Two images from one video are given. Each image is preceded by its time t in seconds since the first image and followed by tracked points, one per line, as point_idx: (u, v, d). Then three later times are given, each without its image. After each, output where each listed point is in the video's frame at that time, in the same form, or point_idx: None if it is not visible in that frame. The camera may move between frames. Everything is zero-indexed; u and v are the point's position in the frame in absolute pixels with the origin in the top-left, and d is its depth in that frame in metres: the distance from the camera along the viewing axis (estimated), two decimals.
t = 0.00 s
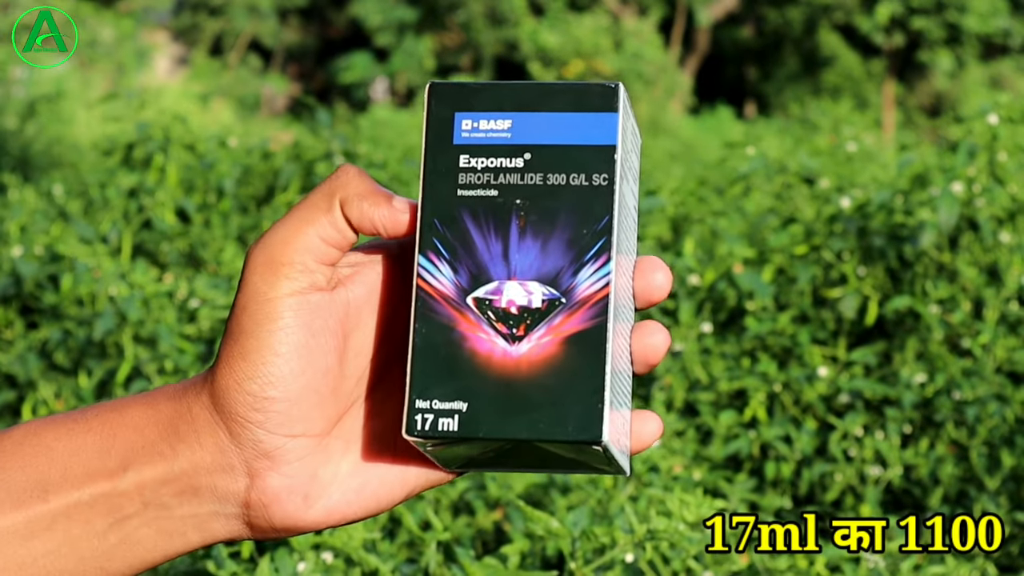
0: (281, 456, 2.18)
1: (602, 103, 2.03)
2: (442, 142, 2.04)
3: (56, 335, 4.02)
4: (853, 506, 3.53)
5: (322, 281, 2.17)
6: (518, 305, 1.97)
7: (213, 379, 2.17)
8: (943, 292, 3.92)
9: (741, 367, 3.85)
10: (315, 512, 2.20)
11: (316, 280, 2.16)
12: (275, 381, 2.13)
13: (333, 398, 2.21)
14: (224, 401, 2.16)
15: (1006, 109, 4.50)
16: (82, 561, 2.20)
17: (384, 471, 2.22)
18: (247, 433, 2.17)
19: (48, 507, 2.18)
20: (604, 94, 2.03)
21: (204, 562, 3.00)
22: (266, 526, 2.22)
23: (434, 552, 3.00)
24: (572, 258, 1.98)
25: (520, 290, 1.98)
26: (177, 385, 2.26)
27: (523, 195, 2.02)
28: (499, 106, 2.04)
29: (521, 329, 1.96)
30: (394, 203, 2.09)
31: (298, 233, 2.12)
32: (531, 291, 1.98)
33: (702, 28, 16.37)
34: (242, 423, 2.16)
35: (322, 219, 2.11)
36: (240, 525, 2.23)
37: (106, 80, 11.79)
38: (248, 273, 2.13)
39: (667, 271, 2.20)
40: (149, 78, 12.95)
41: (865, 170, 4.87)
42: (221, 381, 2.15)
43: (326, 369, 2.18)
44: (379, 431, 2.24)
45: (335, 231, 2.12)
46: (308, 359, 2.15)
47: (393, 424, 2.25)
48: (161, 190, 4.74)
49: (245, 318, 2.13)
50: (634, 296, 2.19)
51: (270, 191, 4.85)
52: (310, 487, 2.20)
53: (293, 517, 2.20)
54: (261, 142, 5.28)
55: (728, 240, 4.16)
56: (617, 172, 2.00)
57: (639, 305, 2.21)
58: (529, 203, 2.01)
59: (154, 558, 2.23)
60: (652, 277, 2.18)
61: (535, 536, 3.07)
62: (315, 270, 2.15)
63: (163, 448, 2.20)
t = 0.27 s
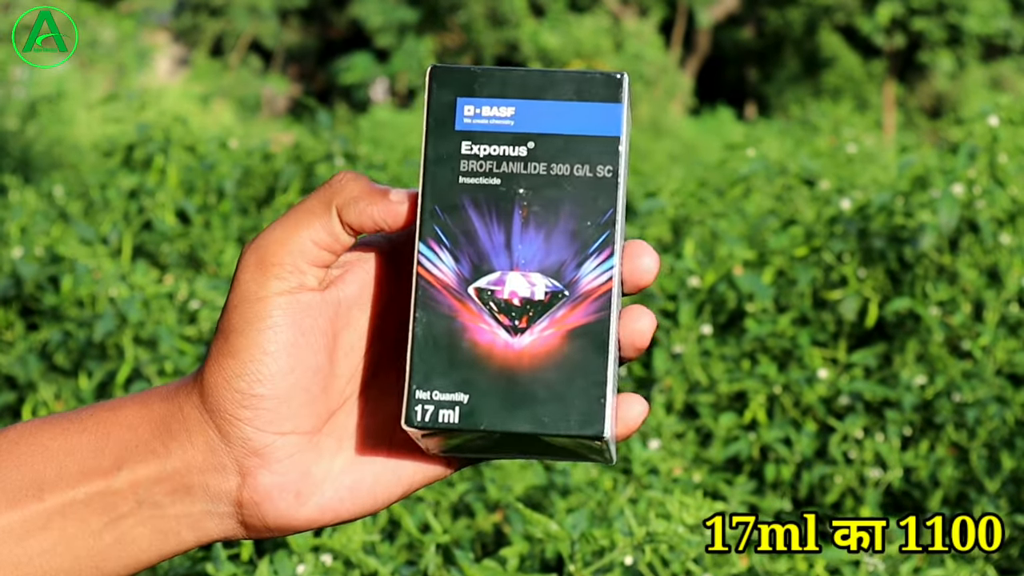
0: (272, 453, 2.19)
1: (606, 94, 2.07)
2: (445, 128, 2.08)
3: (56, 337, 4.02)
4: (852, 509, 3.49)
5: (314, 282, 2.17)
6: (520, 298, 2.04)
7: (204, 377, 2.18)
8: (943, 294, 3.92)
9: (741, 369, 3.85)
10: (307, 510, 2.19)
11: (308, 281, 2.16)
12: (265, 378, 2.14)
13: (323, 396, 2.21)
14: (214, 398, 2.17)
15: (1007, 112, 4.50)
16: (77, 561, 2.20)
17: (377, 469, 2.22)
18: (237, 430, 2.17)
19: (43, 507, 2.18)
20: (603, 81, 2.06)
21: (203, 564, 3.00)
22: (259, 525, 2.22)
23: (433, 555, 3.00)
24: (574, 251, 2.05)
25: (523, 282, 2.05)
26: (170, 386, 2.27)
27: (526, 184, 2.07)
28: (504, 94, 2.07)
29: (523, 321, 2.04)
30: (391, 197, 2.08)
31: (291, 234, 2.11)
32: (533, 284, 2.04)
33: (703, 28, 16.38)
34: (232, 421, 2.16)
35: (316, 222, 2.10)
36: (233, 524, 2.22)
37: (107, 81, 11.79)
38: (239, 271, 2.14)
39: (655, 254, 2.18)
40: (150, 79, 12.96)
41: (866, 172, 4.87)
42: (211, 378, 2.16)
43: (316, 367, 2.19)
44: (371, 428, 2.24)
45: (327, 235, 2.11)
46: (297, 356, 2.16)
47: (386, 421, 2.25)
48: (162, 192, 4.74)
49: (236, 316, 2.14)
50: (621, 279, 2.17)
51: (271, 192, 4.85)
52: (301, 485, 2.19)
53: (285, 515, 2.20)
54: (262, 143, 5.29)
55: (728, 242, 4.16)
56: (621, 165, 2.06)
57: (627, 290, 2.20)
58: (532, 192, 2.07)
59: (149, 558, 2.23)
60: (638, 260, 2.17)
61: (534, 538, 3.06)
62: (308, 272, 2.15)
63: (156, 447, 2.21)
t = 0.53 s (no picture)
0: (264, 462, 2.19)
1: (600, 81, 2.09)
2: (441, 113, 2.08)
3: (56, 340, 4.02)
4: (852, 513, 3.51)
5: (308, 295, 2.19)
6: (518, 269, 2.00)
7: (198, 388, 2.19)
8: (943, 298, 3.92)
9: (741, 373, 3.85)
10: (302, 520, 2.19)
11: (302, 293, 2.18)
12: (260, 386, 2.15)
13: (316, 408, 2.23)
14: (207, 406, 2.17)
15: (1006, 116, 4.51)
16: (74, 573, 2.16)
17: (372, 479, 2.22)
18: (230, 439, 2.17)
19: (39, 518, 2.15)
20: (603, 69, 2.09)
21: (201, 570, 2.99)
22: (255, 538, 2.21)
23: (433, 561, 2.99)
24: (571, 225, 2.03)
25: (520, 252, 2.01)
26: (166, 402, 2.27)
27: (522, 163, 2.06)
28: (499, 79, 2.09)
29: (521, 291, 1.99)
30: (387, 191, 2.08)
31: (287, 247, 2.12)
32: (531, 255, 2.01)
33: (702, 31, 16.39)
34: (225, 429, 2.17)
35: (310, 233, 2.11)
36: (229, 537, 2.21)
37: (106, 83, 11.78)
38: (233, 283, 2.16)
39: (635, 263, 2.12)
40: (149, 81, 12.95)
41: (865, 176, 4.88)
42: (204, 388, 2.17)
43: (308, 377, 2.20)
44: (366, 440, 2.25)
45: (321, 245, 2.12)
46: (290, 365, 2.17)
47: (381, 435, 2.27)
48: (161, 196, 4.75)
49: (231, 326, 2.15)
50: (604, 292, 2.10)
51: (270, 197, 4.85)
52: (295, 495, 2.19)
53: (280, 526, 2.19)
54: (262, 147, 5.30)
55: (727, 247, 4.17)
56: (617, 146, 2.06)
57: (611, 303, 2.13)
58: (528, 171, 2.06)
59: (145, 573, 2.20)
60: (622, 269, 2.09)
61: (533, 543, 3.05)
62: (302, 284, 2.17)
63: (152, 458, 2.20)
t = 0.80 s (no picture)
0: (259, 471, 2.17)
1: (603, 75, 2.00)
2: (441, 103, 1.99)
3: (54, 346, 4.00)
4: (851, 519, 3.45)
5: (311, 305, 2.15)
6: (510, 223, 1.86)
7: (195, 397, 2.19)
8: (941, 304, 3.92)
9: (739, 379, 3.85)
10: (294, 530, 2.17)
11: (304, 303, 2.14)
12: (253, 397, 2.14)
13: (315, 417, 2.20)
14: (203, 415, 2.17)
15: (1004, 123, 4.52)
16: None
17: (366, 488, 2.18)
18: (225, 448, 2.17)
19: (35, 529, 2.18)
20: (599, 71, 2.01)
21: None
22: (249, 548, 2.20)
23: (431, 566, 3.01)
24: (566, 187, 1.88)
25: (512, 209, 1.87)
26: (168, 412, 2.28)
27: (520, 140, 1.94)
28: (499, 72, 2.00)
29: (511, 241, 1.84)
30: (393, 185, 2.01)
31: (291, 259, 2.08)
32: (524, 211, 1.87)
33: (700, 38, 16.42)
34: (220, 438, 2.16)
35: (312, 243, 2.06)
36: (223, 547, 2.21)
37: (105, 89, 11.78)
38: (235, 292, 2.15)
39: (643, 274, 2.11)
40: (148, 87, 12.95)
41: (863, 184, 4.89)
42: (200, 396, 2.17)
43: (306, 385, 2.18)
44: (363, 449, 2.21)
45: (325, 254, 2.06)
46: (286, 373, 2.15)
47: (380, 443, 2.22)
48: (160, 202, 4.75)
49: (229, 334, 2.14)
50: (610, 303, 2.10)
51: (269, 203, 4.86)
52: (288, 504, 2.17)
53: (273, 535, 2.17)
54: (261, 153, 5.30)
55: (726, 254, 4.18)
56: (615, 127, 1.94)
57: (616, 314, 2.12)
58: (525, 146, 1.93)
59: None
60: (629, 282, 2.09)
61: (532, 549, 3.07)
62: (304, 294, 2.13)
63: (149, 468, 2.22)
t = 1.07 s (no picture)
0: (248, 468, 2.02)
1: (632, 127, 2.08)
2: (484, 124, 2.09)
3: (52, 351, 3.96)
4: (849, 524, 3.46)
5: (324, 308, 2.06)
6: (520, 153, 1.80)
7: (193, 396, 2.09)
8: (939, 308, 3.92)
9: (737, 383, 3.84)
10: (277, 532, 1.98)
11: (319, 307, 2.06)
12: (242, 389, 2.01)
13: (313, 416, 2.05)
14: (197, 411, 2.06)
15: (1002, 127, 4.52)
16: None
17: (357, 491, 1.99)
18: (215, 443, 2.03)
19: (23, 531, 2.11)
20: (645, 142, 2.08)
21: None
22: (233, 552, 2.03)
23: (428, 569, 3.01)
24: (580, 148, 1.86)
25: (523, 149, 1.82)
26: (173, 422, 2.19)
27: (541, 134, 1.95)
28: (541, 116, 2.11)
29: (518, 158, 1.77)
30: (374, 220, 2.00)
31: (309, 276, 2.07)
32: (535, 151, 1.82)
33: (698, 43, 16.43)
34: (209, 432, 2.03)
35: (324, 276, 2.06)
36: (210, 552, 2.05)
37: (104, 94, 11.78)
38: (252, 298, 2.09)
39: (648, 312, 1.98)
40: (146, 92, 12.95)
41: (860, 188, 4.89)
42: (197, 393, 2.07)
43: (304, 383, 2.03)
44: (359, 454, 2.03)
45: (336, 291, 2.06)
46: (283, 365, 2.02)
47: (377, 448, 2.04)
48: (158, 206, 4.75)
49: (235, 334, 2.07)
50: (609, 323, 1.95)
51: (267, 207, 4.86)
52: (273, 504, 1.99)
53: (256, 536, 2.00)
54: (259, 157, 5.31)
55: (724, 258, 4.18)
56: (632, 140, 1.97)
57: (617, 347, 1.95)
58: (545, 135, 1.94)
59: None
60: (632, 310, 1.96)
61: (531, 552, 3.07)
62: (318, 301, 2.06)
63: (144, 473, 2.12)
